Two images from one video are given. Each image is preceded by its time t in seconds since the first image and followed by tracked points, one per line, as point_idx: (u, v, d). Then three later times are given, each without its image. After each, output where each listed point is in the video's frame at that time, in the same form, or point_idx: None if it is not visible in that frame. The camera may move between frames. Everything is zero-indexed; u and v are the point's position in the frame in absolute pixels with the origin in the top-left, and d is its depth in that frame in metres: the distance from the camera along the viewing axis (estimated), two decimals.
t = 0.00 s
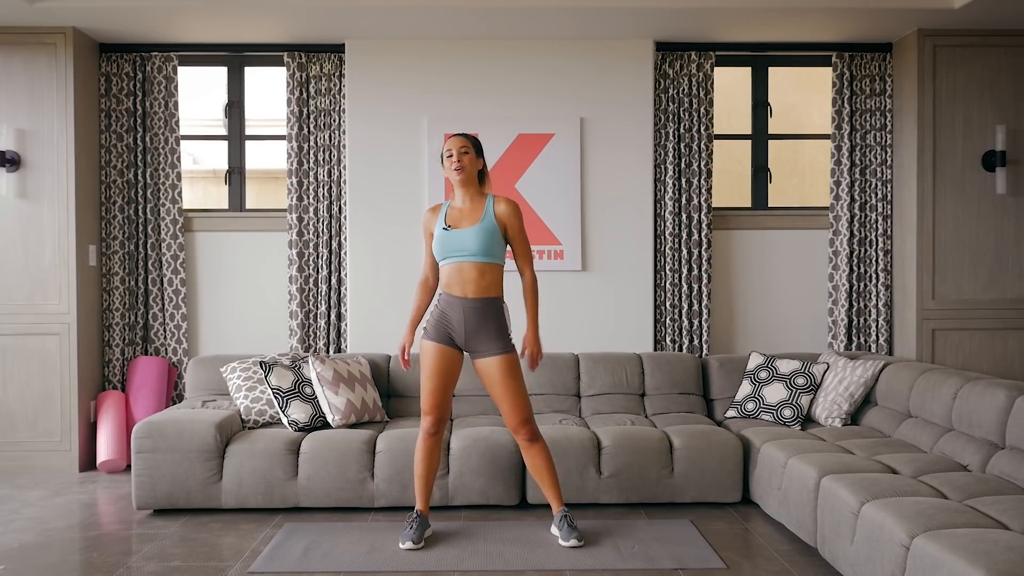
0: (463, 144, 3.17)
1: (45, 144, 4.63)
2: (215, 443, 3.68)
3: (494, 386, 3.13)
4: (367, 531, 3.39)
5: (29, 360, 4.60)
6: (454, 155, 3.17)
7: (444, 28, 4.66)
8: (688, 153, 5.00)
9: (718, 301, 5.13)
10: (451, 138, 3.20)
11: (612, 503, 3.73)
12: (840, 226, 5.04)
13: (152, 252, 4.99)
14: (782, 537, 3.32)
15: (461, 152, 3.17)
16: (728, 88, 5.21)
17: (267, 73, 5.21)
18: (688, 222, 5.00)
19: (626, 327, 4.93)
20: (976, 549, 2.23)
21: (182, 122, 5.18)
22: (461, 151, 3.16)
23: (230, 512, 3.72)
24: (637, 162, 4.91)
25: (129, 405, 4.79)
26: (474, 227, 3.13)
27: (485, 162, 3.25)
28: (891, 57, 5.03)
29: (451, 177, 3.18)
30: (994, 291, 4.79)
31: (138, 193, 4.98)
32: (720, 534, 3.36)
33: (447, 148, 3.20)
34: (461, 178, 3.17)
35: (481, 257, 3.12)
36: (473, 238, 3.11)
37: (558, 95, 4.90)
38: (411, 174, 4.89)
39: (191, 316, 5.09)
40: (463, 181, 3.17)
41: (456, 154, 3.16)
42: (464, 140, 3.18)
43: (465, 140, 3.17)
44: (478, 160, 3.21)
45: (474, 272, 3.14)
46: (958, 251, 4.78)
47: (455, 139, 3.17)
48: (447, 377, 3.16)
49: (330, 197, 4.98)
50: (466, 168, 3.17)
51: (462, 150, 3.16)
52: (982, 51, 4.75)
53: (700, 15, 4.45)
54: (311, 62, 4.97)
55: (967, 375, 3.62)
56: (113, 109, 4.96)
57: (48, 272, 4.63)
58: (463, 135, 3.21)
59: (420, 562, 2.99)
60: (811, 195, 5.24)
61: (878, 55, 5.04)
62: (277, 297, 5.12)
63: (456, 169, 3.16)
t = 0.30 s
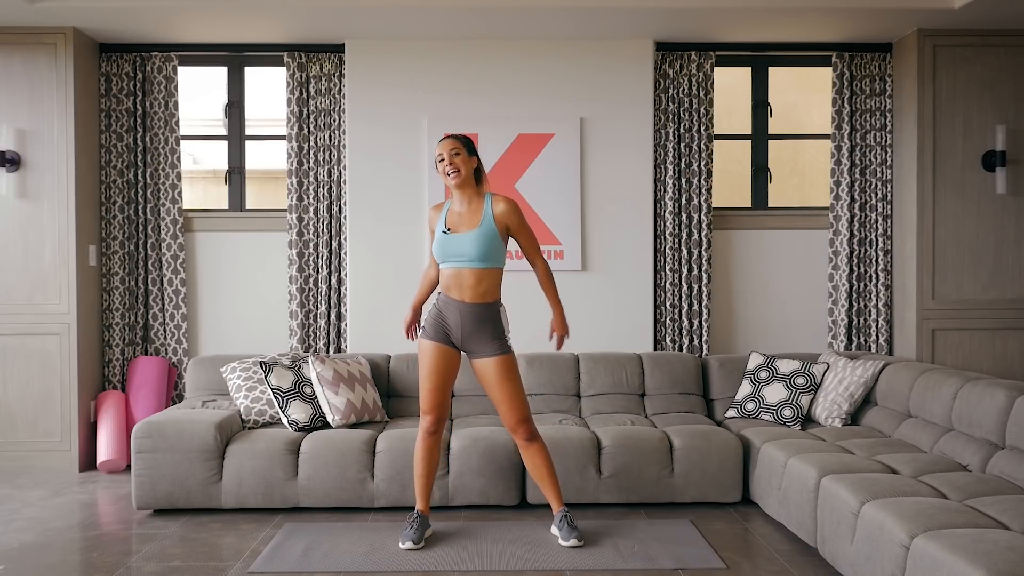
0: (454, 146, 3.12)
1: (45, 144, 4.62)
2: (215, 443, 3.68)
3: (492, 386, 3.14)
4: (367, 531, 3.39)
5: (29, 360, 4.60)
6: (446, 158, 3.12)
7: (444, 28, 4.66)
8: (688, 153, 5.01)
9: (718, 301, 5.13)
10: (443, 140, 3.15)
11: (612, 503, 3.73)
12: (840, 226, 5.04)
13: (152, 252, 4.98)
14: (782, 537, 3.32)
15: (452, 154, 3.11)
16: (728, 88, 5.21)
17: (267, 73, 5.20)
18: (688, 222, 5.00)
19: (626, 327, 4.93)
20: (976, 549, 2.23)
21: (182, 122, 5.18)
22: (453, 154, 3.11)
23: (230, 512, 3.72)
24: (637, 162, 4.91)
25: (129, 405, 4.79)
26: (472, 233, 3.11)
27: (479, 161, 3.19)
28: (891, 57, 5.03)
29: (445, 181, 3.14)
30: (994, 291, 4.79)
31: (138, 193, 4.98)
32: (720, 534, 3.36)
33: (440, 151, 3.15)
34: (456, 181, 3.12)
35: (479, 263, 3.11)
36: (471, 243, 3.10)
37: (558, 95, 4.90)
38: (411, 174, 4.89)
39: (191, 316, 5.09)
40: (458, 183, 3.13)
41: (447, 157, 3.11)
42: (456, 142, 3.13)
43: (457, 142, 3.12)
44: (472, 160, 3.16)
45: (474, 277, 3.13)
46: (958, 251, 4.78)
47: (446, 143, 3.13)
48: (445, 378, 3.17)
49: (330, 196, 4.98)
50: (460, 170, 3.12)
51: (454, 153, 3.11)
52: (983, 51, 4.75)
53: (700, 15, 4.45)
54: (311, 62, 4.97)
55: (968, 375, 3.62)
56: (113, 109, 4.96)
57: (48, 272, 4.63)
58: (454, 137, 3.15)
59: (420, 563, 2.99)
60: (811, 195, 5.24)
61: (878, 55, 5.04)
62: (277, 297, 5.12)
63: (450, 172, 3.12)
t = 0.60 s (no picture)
0: (451, 152, 3.09)
1: (45, 144, 4.62)
2: (215, 443, 3.68)
3: (490, 387, 3.15)
4: (367, 531, 3.39)
5: (29, 360, 4.60)
6: (444, 165, 3.09)
7: (444, 28, 4.66)
8: (688, 153, 5.01)
9: (718, 301, 5.14)
10: (440, 146, 3.13)
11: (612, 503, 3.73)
12: (841, 226, 5.04)
13: (153, 252, 4.98)
14: (782, 537, 3.32)
15: (449, 161, 3.09)
16: (728, 88, 5.21)
17: (267, 73, 5.20)
18: (688, 222, 5.00)
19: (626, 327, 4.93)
20: (976, 549, 2.23)
21: (182, 122, 5.18)
22: (450, 160, 3.09)
23: (230, 512, 3.72)
24: (637, 162, 4.91)
25: (129, 405, 4.79)
26: (473, 239, 3.09)
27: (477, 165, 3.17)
28: (891, 57, 5.03)
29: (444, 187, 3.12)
30: (994, 291, 4.79)
31: (138, 193, 4.98)
32: (720, 534, 3.36)
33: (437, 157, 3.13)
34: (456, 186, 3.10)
35: (481, 269, 3.11)
36: (472, 249, 3.08)
37: (558, 95, 4.90)
38: (411, 174, 4.89)
39: (191, 316, 5.09)
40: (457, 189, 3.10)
41: (445, 163, 3.09)
42: (452, 148, 3.10)
43: (454, 148, 3.10)
44: (470, 166, 3.13)
45: (475, 283, 3.12)
46: (958, 251, 4.78)
47: (443, 149, 3.10)
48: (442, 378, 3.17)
49: (330, 197, 4.98)
50: (458, 176, 3.09)
51: (451, 159, 3.09)
52: (983, 51, 4.75)
53: (700, 15, 4.45)
54: (311, 62, 4.97)
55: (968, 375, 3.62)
56: (113, 109, 4.96)
57: (48, 271, 4.63)
58: (451, 142, 3.13)
59: (420, 563, 2.99)
60: (811, 195, 5.24)
61: (878, 55, 5.04)
62: (277, 297, 5.11)
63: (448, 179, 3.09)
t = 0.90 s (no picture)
0: (456, 156, 3.10)
1: (45, 144, 4.63)
2: (215, 443, 3.68)
3: (492, 385, 3.14)
4: (367, 531, 3.39)
5: (29, 360, 4.60)
6: (449, 169, 3.10)
7: (443, 28, 4.66)
8: (688, 153, 5.01)
9: (718, 301, 5.13)
10: (443, 150, 3.13)
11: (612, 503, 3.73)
12: (841, 226, 5.04)
13: (152, 252, 4.99)
14: (782, 537, 3.32)
15: (455, 164, 3.10)
16: (728, 87, 5.21)
17: (267, 73, 5.20)
18: (687, 222, 5.00)
19: (626, 327, 4.93)
20: (976, 549, 2.23)
21: (182, 122, 5.18)
22: (456, 163, 3.10)
23: (230, 512, 3.72)
24: (637, 162, 4.91)
25: (129, 405, 4.79)
26: (484, 245, 3.12)
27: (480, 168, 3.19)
28: (891, 57, 5.03)
29: (450, 192, 3.12)
30: (994, 291, 4.79)
31: (138, 193, 4.98)
32: (720, 534, 3.36)
33: (440, 162, 3.13)
34: (461, 191, 3.11)
35: (491, 274, 3.13)
36: (483, 255, 3.11)
37: (558, 95, 4.90)
38: (411, 174, 4.89)
39: (191, 317, 5.09)
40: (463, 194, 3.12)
41: (450, 167, 3.10)
42: (457, 152, 3.12)
43: (458, 151, 3.11)
44: (475, 170, 3.15)
45: (485, 287, 3.14)
46: (958, 251, 4.78)
47: (448, 153, 3.11)
48: (444, 375, 3.16)
49: (330, 196, 4.98)
50: (464, 180, 3.10)
51: (456, 162, 3.10)
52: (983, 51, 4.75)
53: (701, 15, 4.45)
54: (311, 62, 4.97)
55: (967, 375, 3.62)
56: (113, 109, 4.96)
57: (48, 271, 4.63)
58: (455, 146, 3.14)
59: (420, 563, 2.99)
60: (811, 195, 5.24)
61: (878, 55, 5.04)
62: (277, 297, 5.12)
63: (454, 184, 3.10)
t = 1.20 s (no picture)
0: (470, 153, 3.11)
1: (45, 144, 4.63)
2: (215, 443, 3.68)
3: (500, 379, 3.15)
4: (367, 531, 3.38)
5: (29, 360, 4.60)
6: (464, 166, 3.10)
7: (443, 28, 4.66)
8: (689, 153, 5.01)
9: (718, 301, 5.13)
10: (455, 147, 3.14)
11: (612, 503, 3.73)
12: (841, 226, 5.05)
13: (153, 252, 4.99)
14: (782, 537, 3.32)
15: (469, 161, 3.11)
16: (728, 87, 5.21)
17: (267, 73, 5.20)
18: (688, 222, 5.00)
19: (626, 327, 4.93)
20: (976, 549, 2.23)
21: (183, 122, 5.19)
22: (469, 161, 3.11)
23: (230, 512, 3.72)
24: (637, 162, 4.91)
25: (129, 405, 4.79)
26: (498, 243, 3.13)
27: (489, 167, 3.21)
28: (891, 57, 5.03)
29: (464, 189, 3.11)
30: (995, 291, 4.79)
31: (138, 193, 4.98)
32: (720, 534, 3.36)
33: (453, 159, 3.12)
34: (476, 189, 3.10)
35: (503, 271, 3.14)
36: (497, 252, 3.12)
37: (558, 95, 4.90)
38: (411, 174, 4.89)
39: (191, 317, 5.09)
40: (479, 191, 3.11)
41: (464, 164, 3.10)
42: (469, 150, 3.12)
43: (470, 148, 3.12)
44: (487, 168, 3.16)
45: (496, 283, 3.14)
46: (958, 251, 4.78)
47: (460, 149, 3.12)
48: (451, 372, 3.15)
49: (330, 196, 4.98)
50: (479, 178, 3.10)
51: (470, 159, 3.11)
52: (983, 51, 4.75)
53: (701, 15, 4.45)
54: (311, 62, 4.97)
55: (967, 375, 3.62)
56: (113, 109, 4.96)
57: (49, 272, 4.63)
58: (465, 144, 3.14)
59: (420, 563, 2.99)
60: (811, 195, 5.24)
61: (878, 55, 5.04)
62: (277, 297, 5.11)
63: (470, 181, 3.09)
